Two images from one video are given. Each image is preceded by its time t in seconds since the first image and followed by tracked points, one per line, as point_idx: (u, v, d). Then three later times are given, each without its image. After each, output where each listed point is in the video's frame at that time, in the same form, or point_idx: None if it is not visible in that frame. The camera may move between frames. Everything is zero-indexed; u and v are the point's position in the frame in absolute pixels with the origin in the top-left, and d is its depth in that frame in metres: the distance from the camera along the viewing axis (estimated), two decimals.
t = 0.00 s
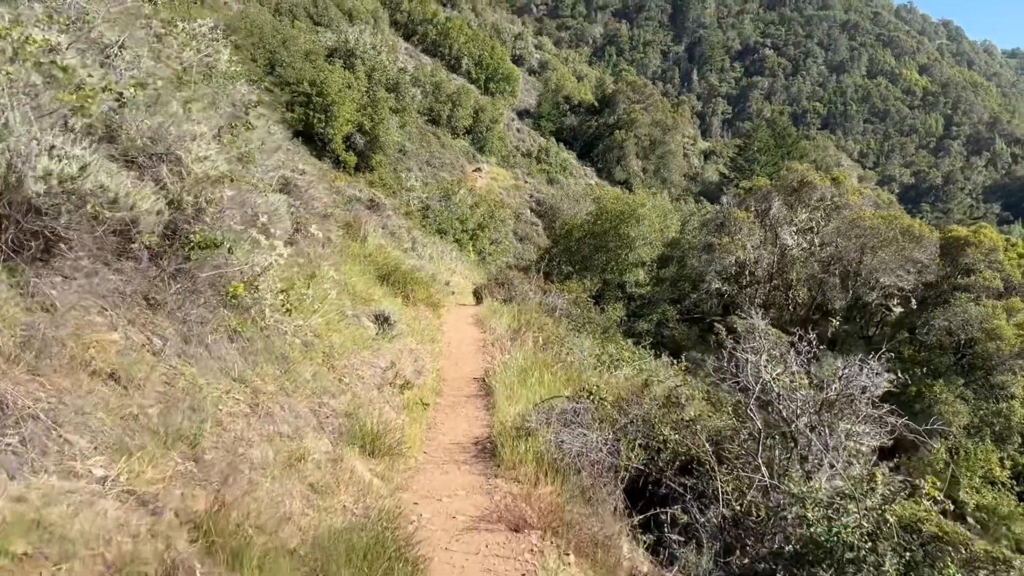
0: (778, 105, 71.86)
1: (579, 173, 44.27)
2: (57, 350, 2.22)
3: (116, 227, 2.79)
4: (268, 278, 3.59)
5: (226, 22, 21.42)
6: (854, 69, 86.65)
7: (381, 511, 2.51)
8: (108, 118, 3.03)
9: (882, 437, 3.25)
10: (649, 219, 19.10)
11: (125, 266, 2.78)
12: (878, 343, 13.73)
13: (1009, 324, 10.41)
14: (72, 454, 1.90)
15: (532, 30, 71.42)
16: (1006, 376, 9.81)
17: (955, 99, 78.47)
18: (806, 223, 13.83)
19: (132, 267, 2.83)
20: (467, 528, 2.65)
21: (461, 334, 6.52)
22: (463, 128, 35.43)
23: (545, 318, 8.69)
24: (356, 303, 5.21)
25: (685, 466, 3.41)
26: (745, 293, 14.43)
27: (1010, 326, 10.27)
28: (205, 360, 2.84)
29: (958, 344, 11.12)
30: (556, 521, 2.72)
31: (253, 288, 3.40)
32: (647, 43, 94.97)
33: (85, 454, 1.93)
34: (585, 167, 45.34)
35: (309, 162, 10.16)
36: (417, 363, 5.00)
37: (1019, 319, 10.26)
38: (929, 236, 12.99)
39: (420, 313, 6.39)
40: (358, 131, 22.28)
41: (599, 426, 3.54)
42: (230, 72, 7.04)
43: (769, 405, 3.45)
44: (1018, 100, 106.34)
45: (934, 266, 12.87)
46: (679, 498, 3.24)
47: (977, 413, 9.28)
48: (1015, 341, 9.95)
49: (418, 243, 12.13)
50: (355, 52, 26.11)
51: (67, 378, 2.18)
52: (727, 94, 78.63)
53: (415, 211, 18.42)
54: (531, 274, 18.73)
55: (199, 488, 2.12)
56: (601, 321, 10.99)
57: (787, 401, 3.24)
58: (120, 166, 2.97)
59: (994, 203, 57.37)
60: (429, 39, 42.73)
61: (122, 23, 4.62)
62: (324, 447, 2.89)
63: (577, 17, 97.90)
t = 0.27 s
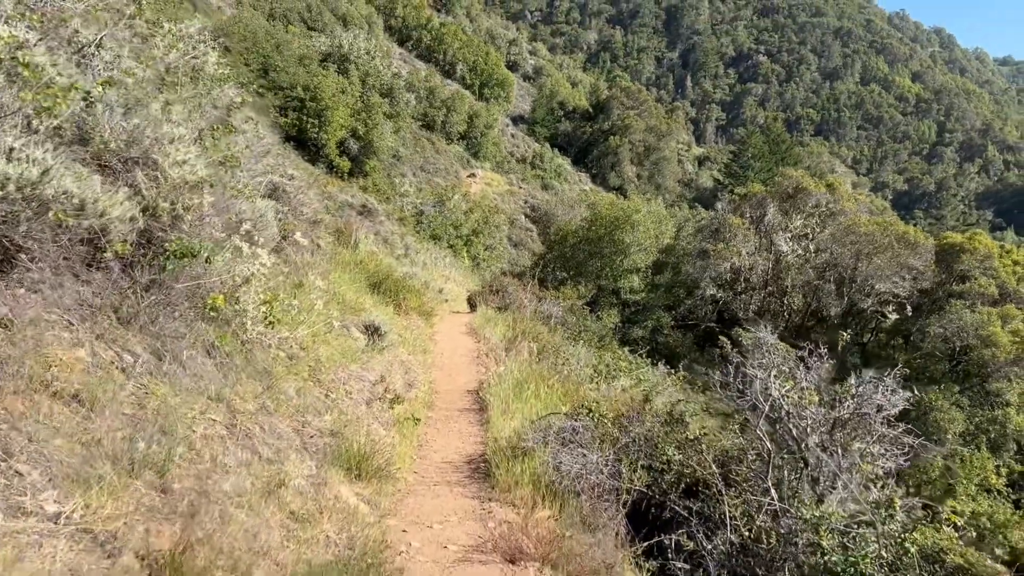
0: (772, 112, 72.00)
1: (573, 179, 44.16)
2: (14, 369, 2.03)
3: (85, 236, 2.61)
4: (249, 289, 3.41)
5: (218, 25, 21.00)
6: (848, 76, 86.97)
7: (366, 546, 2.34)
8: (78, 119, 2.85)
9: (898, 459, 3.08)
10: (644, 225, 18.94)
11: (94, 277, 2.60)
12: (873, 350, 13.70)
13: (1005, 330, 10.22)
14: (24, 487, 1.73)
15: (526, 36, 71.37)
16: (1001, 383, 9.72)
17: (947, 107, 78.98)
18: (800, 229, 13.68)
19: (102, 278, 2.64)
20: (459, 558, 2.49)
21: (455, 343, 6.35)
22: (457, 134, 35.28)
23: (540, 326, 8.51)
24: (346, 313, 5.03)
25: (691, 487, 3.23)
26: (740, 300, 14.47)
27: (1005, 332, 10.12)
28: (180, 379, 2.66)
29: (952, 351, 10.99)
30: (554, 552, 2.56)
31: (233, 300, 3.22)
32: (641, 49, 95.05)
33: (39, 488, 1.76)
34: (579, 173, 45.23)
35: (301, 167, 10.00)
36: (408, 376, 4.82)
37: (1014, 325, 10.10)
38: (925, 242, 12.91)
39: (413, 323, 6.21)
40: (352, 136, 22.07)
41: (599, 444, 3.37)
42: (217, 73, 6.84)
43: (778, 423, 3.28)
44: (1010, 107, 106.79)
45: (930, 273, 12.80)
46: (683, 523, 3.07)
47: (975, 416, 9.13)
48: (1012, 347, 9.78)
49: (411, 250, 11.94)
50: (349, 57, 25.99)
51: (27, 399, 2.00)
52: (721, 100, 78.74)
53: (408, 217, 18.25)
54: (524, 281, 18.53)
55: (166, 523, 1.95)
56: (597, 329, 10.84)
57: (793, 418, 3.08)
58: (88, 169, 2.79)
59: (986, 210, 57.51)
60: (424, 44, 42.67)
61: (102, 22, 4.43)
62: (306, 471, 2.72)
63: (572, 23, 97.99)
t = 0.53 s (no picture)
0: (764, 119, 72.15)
1: (567, 184, 44.06)
2: None
3: (50, 233, 2.43)
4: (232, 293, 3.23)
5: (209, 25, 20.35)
6: (840, 84, 87.34)
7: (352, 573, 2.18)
8: (48, 106, 2.66)
9: (918, 477, 2.89)
10: (638, 230, 18.83)
11: (62, 278, 2.42)
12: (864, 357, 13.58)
13: (996, 338, 10.55)
14: None
15: (520, 42, 71.32)
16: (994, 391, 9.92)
17: (938, 115, 79.45)
18: (793, 236, 13.65)
19: (71, 279, 2.46)
20: None
21: (448, 349, 6.16)
22: (450, 138, 35.14)
23: (535, 332, 8.33)
24: (336, 318, 4.85)
25: (698, 504, 3.06)
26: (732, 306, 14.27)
27: (998, 340, 10.45)
28: (154, 388, 2.47)
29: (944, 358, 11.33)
30: None
31: (215, 303, 3.03)
32: (635, 55, 95.17)
33: None
34: (572, 179, 45.14)
35: (290, 168, 9.81)
36: (400, 383, 4.64)
37: (1006, 333, 10.44)
38: (917, 250, 12.99)
39: (405, 328, 6.04)
40: (344, 139, 21.90)
41: (600, 459, 3.20)
42: (206, 70, 6.65)
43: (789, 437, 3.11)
44: (999, 117, 107.58)
45: (922, 280, 12.89)
46: (690, 542, 2.89)
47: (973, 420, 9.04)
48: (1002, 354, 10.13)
49: (404, 254, 11.76)
50: (343, 60, 25.82)
51: None
52: (713, 107, 78.87)
53: (401, 221, 18.06)
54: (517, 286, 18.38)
55: (129, 553, 1.77)
56: (592, 335, 10.67)
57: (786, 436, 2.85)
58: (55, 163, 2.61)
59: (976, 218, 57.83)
60: (418, 48, 42.56)
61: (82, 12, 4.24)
62: (288, 488, 2.54)
63: (565, 29, 98.07)
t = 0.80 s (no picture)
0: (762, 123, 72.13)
1: (564, 187, 43.91)
2: None
3: (21, 241, 2.25)
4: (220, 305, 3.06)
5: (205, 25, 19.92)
6: (837, 88, 87.41)
7: None
8: (23, 105, 2.48)
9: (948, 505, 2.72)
10: (636, 234, 18.70)
11: (33, 288, 2.24)
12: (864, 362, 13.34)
13: (996, 345, 10.32)
14: None
15: (518, 44, 71.15)
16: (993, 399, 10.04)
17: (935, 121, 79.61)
18: (792, 241, 13.73)
19: (43, 291, 2.28)
20: None
21: (445, 358, 5.99)
22: (448, 140, 34.98)
23: (536, 340, 8.15)
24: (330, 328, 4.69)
25: (712, 531, 2.90)
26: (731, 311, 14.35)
27: (997, 347, 10.21)
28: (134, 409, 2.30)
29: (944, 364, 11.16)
30: None
31: (201, 315, 2.86)
32: (633, 59, 95.07)
33: None
34: (570, 182, 45.01)
35: (285, 170, 9.63)
36: (396, 396, 4.48)
37: (1006, 340, 10.20)
38: (918, 255, 12.68)
39: (401, 337, 5.86)
40: (341, 141, 21.73)
41: (608, 483, 3.04)
42: (198, 69, 6.48)
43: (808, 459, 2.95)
44: (996, 122, 107.82)
45: (922, 286, 12.58)
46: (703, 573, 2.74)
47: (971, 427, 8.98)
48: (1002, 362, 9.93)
49: (400, 258, 11.59)
50: (340, 61, 25.64)
51: None
52: (711, 111, 78.82)
53: (398, 223, 17.91)
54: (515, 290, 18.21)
55: None
56: (591, 341, 10.53)
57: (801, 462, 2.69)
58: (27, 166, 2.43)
59: (972, 223, 57.94)
60: (416, 50, 42.42)
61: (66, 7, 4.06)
62: (277, 517, 2.38)
63: (563, 32, 97.92)
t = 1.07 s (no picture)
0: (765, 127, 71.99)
1: (566, 189, 43.72)
2: None
3: None
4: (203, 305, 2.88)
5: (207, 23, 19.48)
6: (840, 92, 87.27)
7: None
8: None
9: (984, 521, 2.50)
10: (638, 236, 18.52)
11: None
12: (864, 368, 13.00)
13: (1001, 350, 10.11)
14: None
15: (520, 47, 71.05)
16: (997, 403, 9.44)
17: (938, 125, 79.46)
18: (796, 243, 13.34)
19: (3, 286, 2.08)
20: None
21: (444, 361, 5.81)
22: (450, 142, 34.82)
23: (537, 343, 7.96)
24: (323, 329, 4.51)
25: (726, 548, 2.71)
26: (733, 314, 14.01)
27: (1002, 352, 9.98)
28: (101, 417, 2.10)
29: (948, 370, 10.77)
30: None
31: (178, 314, 2.67)
32: (635, 62, 94.98)
33: None
34: (572, 184, 44.83)
35: (283, 170, 9.47)
36: (391, 401, 4.30)
37: (1010, 345, 9.97)
38: (922, 261, 12.85)
39: (399, 338, 5.67)
40: (342, 141, 21.60)
41: (614, 496, 2.86)
42: (193, 64, 6.32)
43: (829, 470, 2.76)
44: (998, 127, 107.67)
45: (925, 291, 12.58)
46: None
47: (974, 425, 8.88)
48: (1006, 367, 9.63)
49: (400, 258, 11.41)
50: (342, 62, 25.50)
51: None
52: (714, 114, 78.69)
53: (399, 224, 17.75)
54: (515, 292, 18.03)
55: None
56: (593, 344, 10.35)
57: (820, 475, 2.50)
58: None
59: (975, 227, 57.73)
60: (418, 51, 42.35)
61: None
62: (258, 534, 2.21)
63: (566, 34, 97.82)
